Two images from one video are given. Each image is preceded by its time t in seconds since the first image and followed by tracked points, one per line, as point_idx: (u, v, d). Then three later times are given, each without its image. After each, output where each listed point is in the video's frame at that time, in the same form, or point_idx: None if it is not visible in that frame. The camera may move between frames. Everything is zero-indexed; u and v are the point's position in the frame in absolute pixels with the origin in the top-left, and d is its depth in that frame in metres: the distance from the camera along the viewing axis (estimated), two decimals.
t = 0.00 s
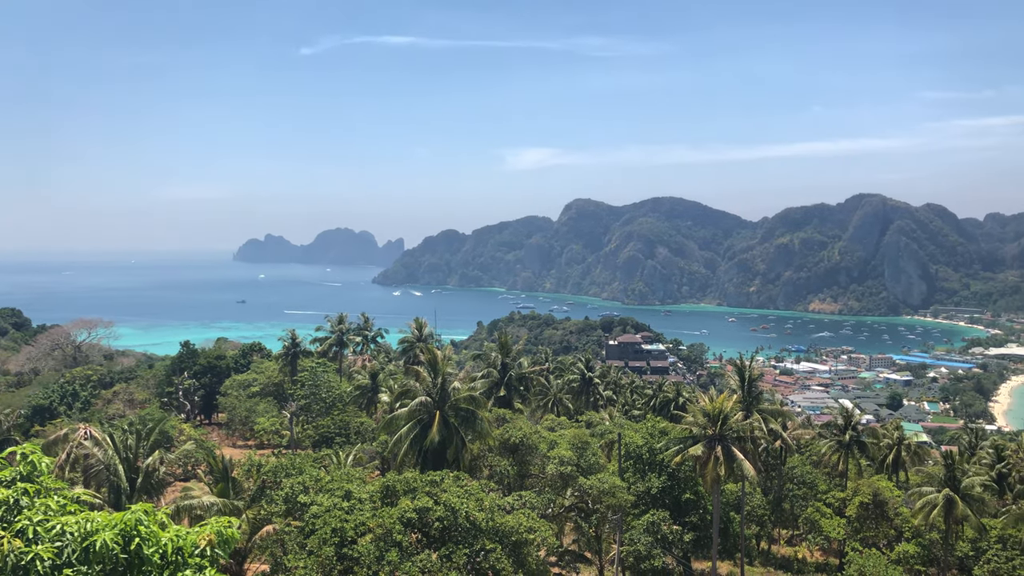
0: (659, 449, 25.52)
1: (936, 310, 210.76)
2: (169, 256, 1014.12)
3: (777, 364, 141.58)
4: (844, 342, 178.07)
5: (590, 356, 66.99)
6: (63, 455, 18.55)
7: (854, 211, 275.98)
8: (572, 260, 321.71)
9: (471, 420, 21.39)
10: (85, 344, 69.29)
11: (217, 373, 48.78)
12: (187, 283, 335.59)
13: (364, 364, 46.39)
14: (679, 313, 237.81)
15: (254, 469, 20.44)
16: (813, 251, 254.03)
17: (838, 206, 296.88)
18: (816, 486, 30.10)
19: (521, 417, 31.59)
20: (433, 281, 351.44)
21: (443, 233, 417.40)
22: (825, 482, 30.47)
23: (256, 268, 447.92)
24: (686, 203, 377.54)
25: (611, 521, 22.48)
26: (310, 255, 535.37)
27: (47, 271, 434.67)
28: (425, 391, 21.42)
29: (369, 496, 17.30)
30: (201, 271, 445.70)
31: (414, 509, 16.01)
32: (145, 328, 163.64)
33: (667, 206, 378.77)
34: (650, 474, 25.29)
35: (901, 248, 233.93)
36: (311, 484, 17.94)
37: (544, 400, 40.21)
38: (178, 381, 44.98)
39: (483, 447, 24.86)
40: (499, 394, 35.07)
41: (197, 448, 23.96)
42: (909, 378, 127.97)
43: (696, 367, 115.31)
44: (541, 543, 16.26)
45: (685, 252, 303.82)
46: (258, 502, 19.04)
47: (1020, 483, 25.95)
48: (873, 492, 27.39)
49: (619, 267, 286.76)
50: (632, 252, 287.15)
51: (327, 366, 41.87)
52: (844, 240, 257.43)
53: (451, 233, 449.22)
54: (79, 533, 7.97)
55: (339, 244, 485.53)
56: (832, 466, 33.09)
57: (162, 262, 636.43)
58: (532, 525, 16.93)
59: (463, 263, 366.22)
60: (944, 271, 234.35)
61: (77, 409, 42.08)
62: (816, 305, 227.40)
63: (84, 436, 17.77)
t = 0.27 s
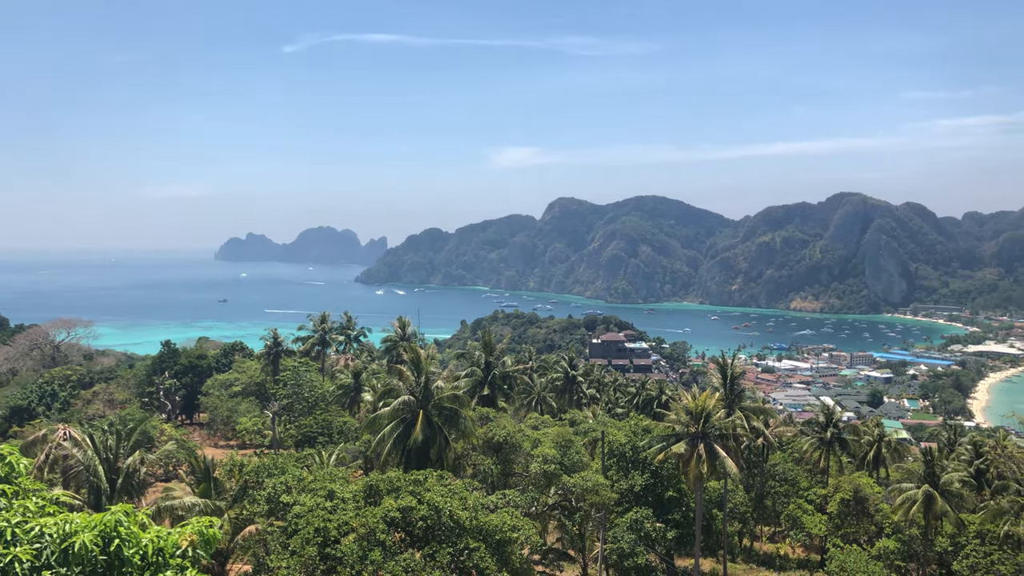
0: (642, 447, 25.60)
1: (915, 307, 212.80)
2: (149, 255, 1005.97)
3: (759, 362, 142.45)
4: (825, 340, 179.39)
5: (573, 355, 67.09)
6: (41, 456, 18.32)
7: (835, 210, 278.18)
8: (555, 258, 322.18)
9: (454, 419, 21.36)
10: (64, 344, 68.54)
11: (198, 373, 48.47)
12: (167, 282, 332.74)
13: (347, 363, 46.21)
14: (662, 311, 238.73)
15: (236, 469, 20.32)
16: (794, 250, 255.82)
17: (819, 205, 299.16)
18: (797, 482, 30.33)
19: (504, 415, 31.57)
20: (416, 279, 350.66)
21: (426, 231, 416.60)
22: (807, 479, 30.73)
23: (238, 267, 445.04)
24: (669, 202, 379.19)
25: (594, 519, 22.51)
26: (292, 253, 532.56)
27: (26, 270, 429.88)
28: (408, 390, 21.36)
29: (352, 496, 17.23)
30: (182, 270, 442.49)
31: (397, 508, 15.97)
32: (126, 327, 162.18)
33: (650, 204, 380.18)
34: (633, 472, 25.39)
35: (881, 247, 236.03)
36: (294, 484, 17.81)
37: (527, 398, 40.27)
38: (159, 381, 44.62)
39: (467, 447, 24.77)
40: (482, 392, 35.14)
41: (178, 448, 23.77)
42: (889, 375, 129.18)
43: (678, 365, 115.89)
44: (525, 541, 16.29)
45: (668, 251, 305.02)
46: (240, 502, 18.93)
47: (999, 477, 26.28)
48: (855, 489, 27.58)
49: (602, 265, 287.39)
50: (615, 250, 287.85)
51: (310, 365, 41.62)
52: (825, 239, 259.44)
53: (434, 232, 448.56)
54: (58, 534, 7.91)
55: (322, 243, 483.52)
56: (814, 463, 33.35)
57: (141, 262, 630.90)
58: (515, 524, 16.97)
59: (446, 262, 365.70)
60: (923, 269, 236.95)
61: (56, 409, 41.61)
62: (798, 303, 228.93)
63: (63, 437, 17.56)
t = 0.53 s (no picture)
0: (626, 445, 25.70)
1: (896, 305, 214.76)
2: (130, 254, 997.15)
3: (742, 361, 143.28)
4: (807, 338, 180.62)
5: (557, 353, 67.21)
6: (18, 457, 18.09)
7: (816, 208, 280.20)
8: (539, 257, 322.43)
9: (438, 418, 21.32)
10: (43, 344, 67.75)
11: (179, 373, 48.08)
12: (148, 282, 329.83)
13: (329, 363, 46.00)
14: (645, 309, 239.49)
15: (218, 469, 20.16)
16: (776, 248, 257.64)
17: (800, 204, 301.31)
18: (779, 480, 30.52)
19: (488, 414, 31.52)
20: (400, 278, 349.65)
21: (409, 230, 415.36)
22: (789, 476, 30.93)
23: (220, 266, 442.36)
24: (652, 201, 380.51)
25: (578, 518, 22.58)
26: (275, 252, 529.67)
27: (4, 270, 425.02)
28: (391, 389, 21.32)
29: (336, 496, 17.18)
30: (162, 270, 438.80)
31: (381, 509, 15.90)
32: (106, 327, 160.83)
33: (633, 203, 381.40)
34: (616, 470, 25.45)
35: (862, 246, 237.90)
36: (277, 484, 17.69)
37: (512, 397, 40.28)
38: (140, 381, 44.22)
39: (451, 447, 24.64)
40: (466, 392, 35.12)
41: (159, 447, 23.63)
42: (870, 373, 130.31)
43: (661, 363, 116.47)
44: (506, 540, 16.30)
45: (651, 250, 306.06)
46: (222, 502, 18.78)
47: (977, 473, 26.59)
48: (836, 485, 27.79)
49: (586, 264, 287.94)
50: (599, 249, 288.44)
51: (292, 365, 41.37)
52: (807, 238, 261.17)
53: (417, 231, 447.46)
54: (36, 537, 7.84)
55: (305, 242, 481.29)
56: (795, 461, 33.58)
57: (121, 261, 624.80)
58: (499, 523, 17.05)
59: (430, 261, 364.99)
60: (903, 267, 239.42)
61: (35, 408, 41.11)
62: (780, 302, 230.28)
63: (42, 438, 17.33)
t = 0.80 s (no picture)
0: (610, 444, 25.79)
1: (876, 304, 216.71)
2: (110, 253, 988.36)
3: (724, 359, 143.94)
4: (789, 337, 181.79)
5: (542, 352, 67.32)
6: None
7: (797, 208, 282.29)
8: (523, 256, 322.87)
9: (421, 418, 21.28)
10: (22, 344, 66.98)
11: (161, 373, 47.77)
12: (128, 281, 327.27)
13: (313, 362, 45.84)
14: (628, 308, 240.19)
15: (200, 469, 20.03)
16: (758, 247, 259.28)
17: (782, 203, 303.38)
18: (762, 477, 30.74)
19: (472, 414, 31.51)
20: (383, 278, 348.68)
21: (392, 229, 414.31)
22: (770, 474, 31.14)
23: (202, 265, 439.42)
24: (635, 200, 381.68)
25: (561, 517, 22.61)
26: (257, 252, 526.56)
27: None
28: (375, 389, 21.26)
29: (319, 496, 17.10)
30: (143, 269, 435.63)
31: (364, 508, 15.89)
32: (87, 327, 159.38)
33: (617, 202, 382.44)
34: (600, 468, 25.54)
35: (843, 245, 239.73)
36: (260, 484, 17.59)
37: (496, 397, 40.29)
38: (121, 381, 43.86)
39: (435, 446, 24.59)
40: (449, 391, 35.10)
41: (140, 449, 23.44)
42: (850, 371, 131.33)
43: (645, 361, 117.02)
44: (490, 539, 16.36)
45: (634, 249, 306.90)
46: (205, 503, 18.66)
47: (956, 470, 26.87)
48: (817, 483, 27.99)
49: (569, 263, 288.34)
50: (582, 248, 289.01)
51: (275, 365, 41.15)
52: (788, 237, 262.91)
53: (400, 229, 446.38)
54: (17, 537, 7.80)
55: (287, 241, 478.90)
56: (777, 458, 33.79)
57: (101, 261, 619.44)
58: (482, 522, 17.10)
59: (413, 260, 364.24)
60: (883, 266, 241.60)
61: (14, 409, 40.63)
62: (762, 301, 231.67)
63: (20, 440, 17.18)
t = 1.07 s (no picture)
0: (593, 442, 25.87)
1: (857, 302, 218.49)
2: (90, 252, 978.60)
3: (707, 357, 144.58)
4: (771, 335, 182.90)
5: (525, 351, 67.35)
6: None
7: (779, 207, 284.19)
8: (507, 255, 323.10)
9: (405, 417, 21.20)
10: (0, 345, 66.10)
11: (142, 373, 47.37)
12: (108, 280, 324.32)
13: (295, 362, 45.59)
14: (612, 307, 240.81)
15: (181, 470, 19.84)
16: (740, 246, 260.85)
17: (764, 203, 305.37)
18: (744, 475, 30.94)
19: (455, 412, 31.47)
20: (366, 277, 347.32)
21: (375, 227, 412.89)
22: (753, 472, 31.32)
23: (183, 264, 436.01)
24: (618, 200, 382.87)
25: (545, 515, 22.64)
26: (239, 251, 523.29)
27: None
28: (358, 389, 21.19)
29: (302, 496, 17.01)
30: (123, 268, 432.06)
31: (347, 508, 15.83)
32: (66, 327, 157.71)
33: (600, 201, 383.42)
34: (584, 467, 25.61)
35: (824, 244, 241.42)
36: (242, 485, 17.48)
37: (480, 395, 40.28)
38: (101, 381, 43.38)
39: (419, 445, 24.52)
40: (433, 390, 35.02)
41: (121, 450, 23.17)
42: (832, 369, 132.30)
43: (629, 361, 117.81)
44: (474, 538, 16.38)
45: (617, 248, 307.67)
46: (186, 504, 18.54)
47: (935, 467, 27.17)
48: (799, 480, 28.21)
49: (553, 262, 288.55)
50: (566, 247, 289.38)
51: (257, 365, 40.88)
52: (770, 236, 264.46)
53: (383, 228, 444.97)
54: None
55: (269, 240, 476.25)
56: (759, 455, 34.01)
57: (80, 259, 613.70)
58: (467, 521, 17.12)
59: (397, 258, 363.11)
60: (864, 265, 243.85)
61: None
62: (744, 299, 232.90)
63: None
